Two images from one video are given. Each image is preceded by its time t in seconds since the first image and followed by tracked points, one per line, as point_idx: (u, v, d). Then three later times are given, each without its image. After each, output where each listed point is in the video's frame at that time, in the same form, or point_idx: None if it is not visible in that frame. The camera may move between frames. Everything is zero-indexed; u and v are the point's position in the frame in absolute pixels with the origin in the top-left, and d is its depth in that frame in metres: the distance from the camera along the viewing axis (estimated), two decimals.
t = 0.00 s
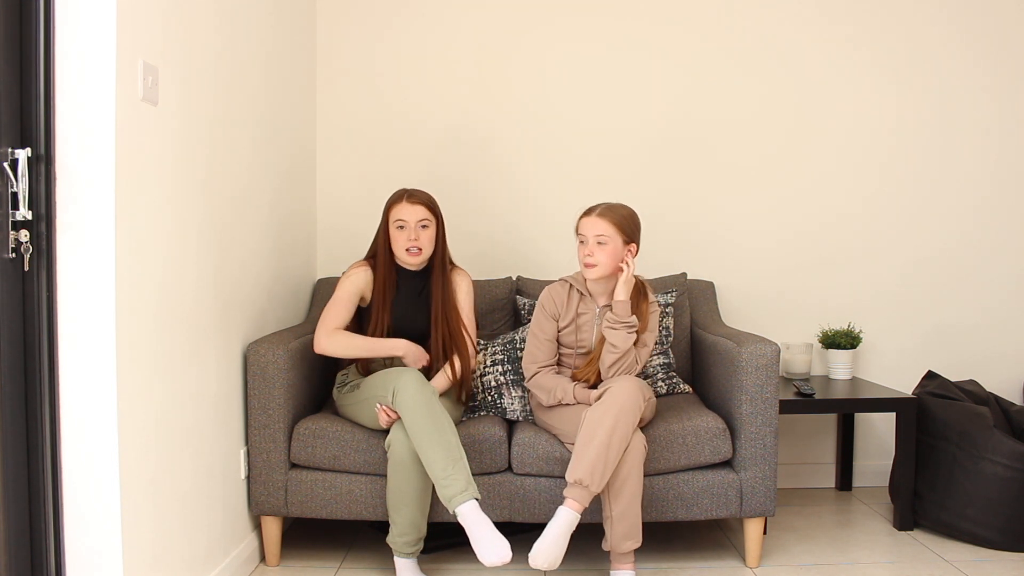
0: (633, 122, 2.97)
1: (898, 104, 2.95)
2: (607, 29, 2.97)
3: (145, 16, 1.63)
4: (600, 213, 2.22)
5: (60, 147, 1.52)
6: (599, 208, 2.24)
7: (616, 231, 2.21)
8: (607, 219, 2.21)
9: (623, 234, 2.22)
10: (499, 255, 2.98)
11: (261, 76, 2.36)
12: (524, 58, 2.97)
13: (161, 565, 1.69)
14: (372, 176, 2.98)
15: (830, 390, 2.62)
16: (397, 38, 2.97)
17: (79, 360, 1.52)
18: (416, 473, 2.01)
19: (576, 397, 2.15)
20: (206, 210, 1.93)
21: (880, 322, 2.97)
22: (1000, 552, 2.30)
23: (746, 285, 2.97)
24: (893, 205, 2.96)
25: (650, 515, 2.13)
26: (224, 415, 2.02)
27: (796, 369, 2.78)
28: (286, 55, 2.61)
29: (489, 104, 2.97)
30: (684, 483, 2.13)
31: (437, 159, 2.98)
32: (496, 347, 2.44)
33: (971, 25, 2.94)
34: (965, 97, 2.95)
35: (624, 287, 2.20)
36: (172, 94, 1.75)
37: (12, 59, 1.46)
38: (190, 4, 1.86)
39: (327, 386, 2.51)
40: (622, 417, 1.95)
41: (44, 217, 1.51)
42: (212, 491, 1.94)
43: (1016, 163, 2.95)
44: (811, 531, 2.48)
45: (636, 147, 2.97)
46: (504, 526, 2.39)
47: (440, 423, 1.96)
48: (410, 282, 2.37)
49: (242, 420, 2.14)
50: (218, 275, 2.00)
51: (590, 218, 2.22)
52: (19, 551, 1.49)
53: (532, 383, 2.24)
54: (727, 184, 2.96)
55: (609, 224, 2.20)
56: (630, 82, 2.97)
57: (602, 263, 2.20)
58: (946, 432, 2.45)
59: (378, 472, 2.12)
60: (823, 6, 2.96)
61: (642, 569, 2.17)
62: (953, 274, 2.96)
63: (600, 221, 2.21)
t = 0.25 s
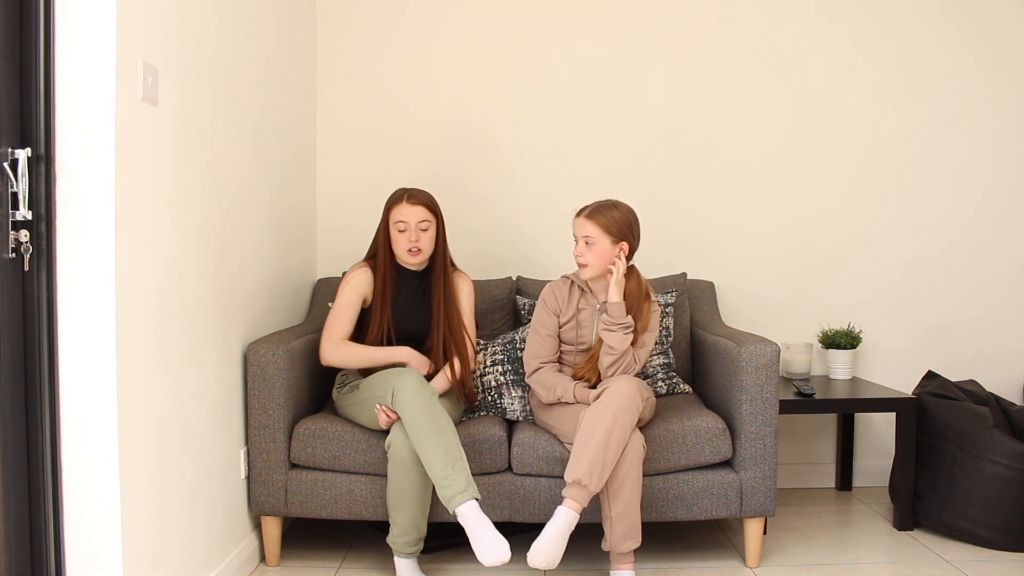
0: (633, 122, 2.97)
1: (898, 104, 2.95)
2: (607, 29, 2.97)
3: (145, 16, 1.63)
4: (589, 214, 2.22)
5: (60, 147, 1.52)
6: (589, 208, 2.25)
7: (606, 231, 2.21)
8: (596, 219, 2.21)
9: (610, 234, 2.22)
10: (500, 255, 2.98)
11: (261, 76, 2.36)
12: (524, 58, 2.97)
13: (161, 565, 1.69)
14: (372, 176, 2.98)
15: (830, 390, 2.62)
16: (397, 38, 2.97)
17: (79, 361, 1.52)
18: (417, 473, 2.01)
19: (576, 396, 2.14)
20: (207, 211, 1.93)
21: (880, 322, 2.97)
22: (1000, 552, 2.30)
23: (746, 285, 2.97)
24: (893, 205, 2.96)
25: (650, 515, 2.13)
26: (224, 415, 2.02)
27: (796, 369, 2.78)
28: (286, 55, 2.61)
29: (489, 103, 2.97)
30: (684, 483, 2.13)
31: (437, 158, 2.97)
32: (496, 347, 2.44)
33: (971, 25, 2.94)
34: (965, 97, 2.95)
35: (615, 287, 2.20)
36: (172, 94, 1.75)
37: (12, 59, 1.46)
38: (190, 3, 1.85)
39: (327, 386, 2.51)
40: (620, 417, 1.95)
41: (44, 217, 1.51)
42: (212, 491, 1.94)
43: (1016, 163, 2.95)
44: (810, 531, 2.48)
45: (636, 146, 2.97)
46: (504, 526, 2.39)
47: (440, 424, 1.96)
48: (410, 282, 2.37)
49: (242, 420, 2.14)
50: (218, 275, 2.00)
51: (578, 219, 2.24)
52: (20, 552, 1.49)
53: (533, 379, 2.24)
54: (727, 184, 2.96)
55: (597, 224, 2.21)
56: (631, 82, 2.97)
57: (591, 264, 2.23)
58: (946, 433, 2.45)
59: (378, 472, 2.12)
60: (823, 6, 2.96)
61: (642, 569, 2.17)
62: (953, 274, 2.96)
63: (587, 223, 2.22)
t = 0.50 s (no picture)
0: (633, 122, 2.97)
1: (898, 104, 2.95)
2: (607, 29, 2.97)
3: (145, 16, 1.63)
4: (591, 214, 2.22)
5: (60, 147, 1.52)
6: (591, 208, 2.24)
7: (609, 232, 2.21)
8: (600, 220, 2.21)
9: (616, 233, 2.22)
10: (500, 255, 2.98)
11: (261, 77, 2.36)
12: (524, 58, 2.97)
13: (161, 565, 1.69)
14: (372, 176, 2.98)
15: (830, 390, 2.62)
16: (397, 38, 2.97)
17: (79, 361, 1.52)
18: (416, 472, 2.01)
19: (577, 396, 2.14)
20: (207, 210, 1.93)
21: (880, 322, 2.97)
22: (1000, 552, 2.30)
23: (746, 285, 2.97)
24: (893, 205, 2.96)
25: (650, 515, 2.13)
26: (224, 415, 2.02)
27: (796, 369, 2.78)
28: (286, 55, 2.61)
29: (490, 104, 2.97)
30: (684, 483, 2.13)
31: (438, 158, 2.98)
32: (496, 347, 2.44)
33: (971, 25, 2.94)
34: (965, 97, 2.95)
35: (612, 290, 2.20)
36: (171, 94, 1.75)
37: (12, 60, 1.46)
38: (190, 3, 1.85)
39: (327, 386, 2.51)
40: (622, 416, 1.96)
41: (44, 217, 1.51)
42: (212, 491, 1.94)
43: (1016, 163, 2.95)
44: (810, 531, 2.48)
45: (636, 147, 2.97)
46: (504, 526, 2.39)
47: (440, 423, 1.96)
48: (412, 285, 2.38)
49: (242, 420, 2.14)
50: (218, 275, 2.00)
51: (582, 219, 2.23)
52: (20, 552, 1.49)
53: (534, 380, 2.24)
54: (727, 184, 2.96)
55: (602, 224, 2.21)
56: (630, 82, 2.97)
57: (598, 265, 2.22)
58: (946, 433, 2.45)
59: (378, 473, 2.12)
60: (824, 5, 2.96)
61: (642, 569, 2.17)
62: (953, 274, 2.96)
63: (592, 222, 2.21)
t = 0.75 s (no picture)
0: (633, 122, 2.97)
1: (898, 104, 2.95)
2: (607, 29, 2.97)
3: (145, 16, 1.63)
4: (604, 211, 2.23)
5: (60, 147, 1.52)
6: (601, 206, 2.25)
7: (621, 228, 2.23)
8: (612, 216, 2.22)
9: (626, 229, 2.24)
10: (500, 255, 2.98)
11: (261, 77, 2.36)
12: (524, 58, 2.97)
13: (161, 565, 1.69)
14: (372, 176, 2.98)
15: (830, 390, 2.62)
16: (397, 38, 2.97)
17: (79, 360, 1.52)
18: (414, 473, 2.01)
19: (577, 396, 2.14)
20: (207, 210, 1.93)
21: (880, 322, 2.97)
22: (1000, 552, 2.30)
23: (746, 284, 2.97)
24: (893, 204, 2.96)
25: (650, 515, 2.13)
26: (224, 415, 2.02)
27: (796, 369, 2.78)
28: (286, 54, 2.61)
29: (490, 103, 2.97)
30: (684, 483, 2.13)
31: (437, 158, 2.97)
32: (496, 347, 2.44)
33: (971, 25, 2.94)
34: (965, 97, 2.95)
35: (615, 290, 2.20)
36: (171, 94, 1.75)
37: (12, 60, 1.46)
38: (190, 3, 1.85)
39: (327, 386, 2.51)
40: (622, 416, 1.96)
41: (44, 217, 1.51)
42: (212, 491, 1.94)
43: (1016, 163, 2.95)
44: (810, 531, 2.48)
45: (636, 146, 2.97)
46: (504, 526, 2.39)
47: (437, 423, 1.96)
48: (413, 285, 2.38)
49: (241, 420, 2.14)
50: (219, 275, 2.00)
51: (594, 215, 2.23)
52: (20, 552, 1.49)
53: (534, 381, 2.24)
54: (727, 184, 2.96)
55: (615, 220, 2.22)
56: (630, 82, 2.97)
57: (609, 260, 2.21)
58: (946, 433, 2.45)
59: (378, 473, 2.12)
60: (824, 5, 2.96)
61: (642, 569, 2.17)
62: (953, 274, 2.96)
63: (603, 219, 2.22)
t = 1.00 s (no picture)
0: (633, 122, 2.97)
1: (897, 104, 2.95)
2: (607, 30, 2.97)
3: (145, 16, 1.63)
4: (606, 211, 2.23)
5: (60, 147, 1.52)
6: (603, 206, 2.25)
7: (623, 228, 2.23)
8: (613, 216, 2.22)
9: (626, 230, 2.23)
10: (500, 255, 2.98)
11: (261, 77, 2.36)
12: (524, 58, 2.97)
13: (161, 565, 1.69)
14: (372, 176, 2.98)
15: (830, 390, 2.62)
16: (398, 38, 2.98)
17: (79, 361, 1.52)
18: (415, 473, 2.01)
19: (577, 395, 2.14)
20: (207, 210, 1.93)
21: (880, 322, 2.97)
22: (1000, 552, 2.30)
23: (746, 284, 2.97)
24: (893, 204, 2.96)
25: (650, 515, 2.13)
26: (224, 415, 2.02)
27: (796, 369, 2.78)
28: (286, 55, 2.61)
29: (490, 104, 2.97)
30: (683, 483, 2.13)
31: (437, 158, 2.98)
32: (496, 347, 2.44)
33: (970, 25, 2.95)
34: (965, 97, 2.95)
35: (610, 291, 2.21)
36: (171, 94, 1.75)
37: (12, 61, 1.46)
38: (190, 4, 1.85)
39: (327, 386, 2.51)
40: (622, 416, 1.96)
41: (44, 217, 1.51)
42: (212, 490, 1.94)
43: (1016, 163, 2.95)
44: (810, 531, 2.48)
45: (636, 146, 2.97)
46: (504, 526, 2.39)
47: (439, 423, 1.96)
48: (416, 284, 2.38)
49: (242, 420, 2.14)
50: (219, 275, 2.00)
51: (596, 216, 2.23)
52: (20, 551, 1.49)
53: (534, 381, 2.24)
54: (727, 184, 2.96)
55: (616, 221, 2.21)
56: (630, 82, 2.97)
57: (613, 261, 2.22)
58: (946, 433, 2.45)
59: (378, 473, 2.12)
60: (823, 5, 2.96)
61: (642, 569, 2.17)
62: (953, 274, 2.96)
63: (606, 220, 2.22)
